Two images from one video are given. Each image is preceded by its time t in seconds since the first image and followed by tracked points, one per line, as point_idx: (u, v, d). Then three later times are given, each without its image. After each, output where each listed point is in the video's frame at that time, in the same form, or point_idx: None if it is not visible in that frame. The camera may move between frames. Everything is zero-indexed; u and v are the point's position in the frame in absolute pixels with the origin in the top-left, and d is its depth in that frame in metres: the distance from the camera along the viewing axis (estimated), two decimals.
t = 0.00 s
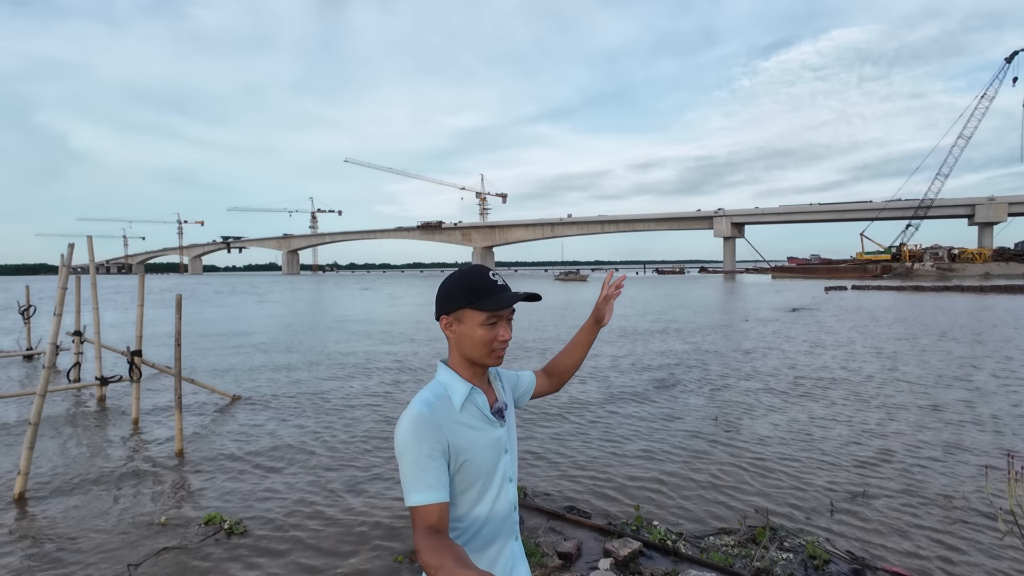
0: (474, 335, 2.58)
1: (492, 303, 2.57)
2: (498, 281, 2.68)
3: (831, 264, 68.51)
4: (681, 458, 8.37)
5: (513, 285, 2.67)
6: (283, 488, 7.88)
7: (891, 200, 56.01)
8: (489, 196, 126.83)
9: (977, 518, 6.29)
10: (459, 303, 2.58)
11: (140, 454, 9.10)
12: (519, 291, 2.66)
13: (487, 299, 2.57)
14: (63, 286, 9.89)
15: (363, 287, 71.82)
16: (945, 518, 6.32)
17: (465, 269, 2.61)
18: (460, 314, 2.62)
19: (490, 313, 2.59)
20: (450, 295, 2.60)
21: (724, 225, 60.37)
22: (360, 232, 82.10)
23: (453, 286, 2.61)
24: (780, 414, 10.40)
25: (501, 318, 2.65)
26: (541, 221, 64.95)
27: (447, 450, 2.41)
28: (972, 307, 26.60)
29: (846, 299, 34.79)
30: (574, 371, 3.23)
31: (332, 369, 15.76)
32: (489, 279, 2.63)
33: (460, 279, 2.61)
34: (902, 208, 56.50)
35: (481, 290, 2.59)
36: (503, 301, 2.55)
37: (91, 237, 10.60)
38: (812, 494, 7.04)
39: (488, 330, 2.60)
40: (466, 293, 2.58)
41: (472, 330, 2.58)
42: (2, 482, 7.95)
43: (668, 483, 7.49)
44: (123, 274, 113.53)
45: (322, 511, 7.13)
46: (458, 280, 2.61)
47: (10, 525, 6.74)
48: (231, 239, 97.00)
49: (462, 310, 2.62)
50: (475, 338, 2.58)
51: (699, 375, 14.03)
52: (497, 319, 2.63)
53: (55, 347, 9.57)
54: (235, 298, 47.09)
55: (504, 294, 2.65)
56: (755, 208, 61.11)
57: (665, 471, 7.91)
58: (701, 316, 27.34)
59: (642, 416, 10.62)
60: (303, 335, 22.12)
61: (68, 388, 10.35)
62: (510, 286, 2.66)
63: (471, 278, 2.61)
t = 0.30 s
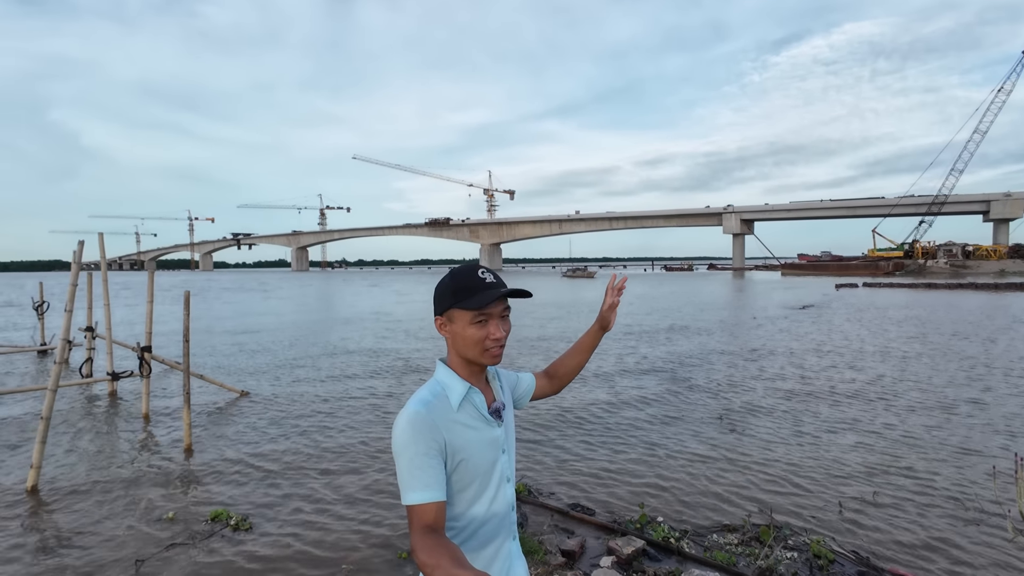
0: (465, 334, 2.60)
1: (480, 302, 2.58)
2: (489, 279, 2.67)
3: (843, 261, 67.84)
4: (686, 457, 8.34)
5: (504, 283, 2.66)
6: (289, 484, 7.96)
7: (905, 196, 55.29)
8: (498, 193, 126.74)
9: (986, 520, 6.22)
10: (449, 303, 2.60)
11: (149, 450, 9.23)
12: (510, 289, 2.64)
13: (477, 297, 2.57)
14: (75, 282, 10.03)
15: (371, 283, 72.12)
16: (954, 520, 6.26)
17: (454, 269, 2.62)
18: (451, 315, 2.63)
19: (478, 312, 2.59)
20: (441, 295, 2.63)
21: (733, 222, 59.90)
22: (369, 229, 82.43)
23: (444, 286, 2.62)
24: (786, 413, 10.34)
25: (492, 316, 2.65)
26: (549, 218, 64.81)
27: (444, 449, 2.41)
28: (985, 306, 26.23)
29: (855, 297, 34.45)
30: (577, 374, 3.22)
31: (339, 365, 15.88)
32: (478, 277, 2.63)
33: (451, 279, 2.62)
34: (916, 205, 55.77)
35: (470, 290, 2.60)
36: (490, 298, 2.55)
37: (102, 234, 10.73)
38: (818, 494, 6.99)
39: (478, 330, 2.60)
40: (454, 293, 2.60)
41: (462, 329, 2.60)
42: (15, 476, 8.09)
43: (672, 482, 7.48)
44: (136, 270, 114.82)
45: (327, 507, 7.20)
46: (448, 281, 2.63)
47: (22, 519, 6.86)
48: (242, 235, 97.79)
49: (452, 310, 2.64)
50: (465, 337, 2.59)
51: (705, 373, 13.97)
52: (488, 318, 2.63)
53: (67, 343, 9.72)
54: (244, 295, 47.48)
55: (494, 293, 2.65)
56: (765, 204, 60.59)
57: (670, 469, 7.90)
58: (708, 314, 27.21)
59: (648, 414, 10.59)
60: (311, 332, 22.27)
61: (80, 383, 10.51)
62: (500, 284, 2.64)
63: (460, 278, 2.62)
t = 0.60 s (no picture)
0: (460, 334, 2.61)
1: (473, 303, 2.58)
2: (482, 278, 2.67)
3: (854, 258, 67.12)
4: (693, 455, 8.31)
5: (498, 282, 2.65)
6: (297, 478, 8.02)
7: (918, 192, 54.56)
8: (505, 189, 126.59)
9: (998, 523, 6.16)
10: (444, 304, 2.62)
11: (160, 444, 9.33)
12: (504, 287, 2.64)
13: (470, 297, 2.58)
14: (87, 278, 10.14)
15: (379, 280, 72.37)
16: (965, 523, 6.20)
17: (447, 270, 2.64)
18: (447, 316, 2.65)
19: (470, 313, 2.60)
20: (435, 297, 2.66)
21: (743, 218, 59.48)
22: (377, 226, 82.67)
23: (438, 288, 2.64)
24: (794, 412, 10.28)
25: (486, 316, 2.65)
26: (556, 215, 64.67)
27: (447, 446, 2.41)
28: (1000, 304, 25.85)
29: (866, 294, 34.11)
30: (585, 377, 3.17)
31: (347, 361, 15.97)
32: (471, 277, 2.64)
33: (445, 280, 2.64)
34: (929, 201, 55.03)
35: (463, 290, 2.61)
36: (482, 298, 2.55)
37: (113, 231, 10.84)
38: (827, 494, 6.95)
39: (473, 329, 2.62)
40: (447, 294, 2.62)
41: (457, 329, 2.61)
42: (29, 469, 8.22)
43: (679, 480, 7.46)
44: (148, 266, 116.16)
45: (335, 503, 7.25)
46: (441, 282, 2.66)
47: (35, 512, 6.97)
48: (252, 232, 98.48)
49: (446, 311, 2.66)
50: (460, 337, 2.60)
51: (712, 371, 13.90)
52: (482, 317, 2.64)
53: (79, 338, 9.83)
54: (253, 291, 47.83)
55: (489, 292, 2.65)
56: (774, 201, 60.05)
57: (677, 467, 7.88)
58: (716, 311, 27.06)
59: (655, 412, 10.57)
60: (320, 328, 22.43)
61: (92, 378, 10.64)
62: (494, 283, 2.64)
63: (453, 278, 2.63)
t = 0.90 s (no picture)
0: (467, 333, 2.61)
1: (479, 301, 2.58)
2: (486, 277, 2.66)
3: (865, 256, 66.45)
4: (700, 455, 8.29)
5: (503, 280, 2.65)
6: (305, 473, 8.09)
7: (930, 189, 53.87)
8: (513, 185, 126.26)
9: (1009, 525, 6.10)
10: (448, 304, 2.62)
11: (171, 439, 9.44)
12: (509, 285, 2.64)
13: (474, 297, 2.57)
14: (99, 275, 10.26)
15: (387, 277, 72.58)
16: (975, 524, 6.15)
17: (451, 270, 2.64)
18: (453, 316, 2.65)
19: (477, 311, 2.59)
20: (440, 297, 2.65)
21: (752, 216, 59.06)
22: (385, 223, 82.90)
23: (443, 288, 2.64)
24: (802, 411, 10.22)
25: (493, 314, 2.65)
26: (564, 212, 64.52)
27: (455, 446, 2.39)
28: (1013, 303, 25.49)
29: (876, 293, 33.81)
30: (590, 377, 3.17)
31: (355, 358, 16.06)
32: (476, 276, 2.64)
33: (449, 281, 2.64)
34: (942, 198, 54.33)
35: (469, 289, 2.60)
36: (487, 296, 2.55)
37: (125, 228, 10.95)
38: (835, 494, 6.91)
39: (481, 328, 2.61)
40: (453, 293, 2.61)
41: (464, 328, 2.61)
42: (44, 463, 8.35)
43: (685, 479, 7.45)
44: (159, 262, 117.34)
45: (343, 498, 7.31)
46: (447, 282, 2.65)
47: (49, 505, 7.08)
48: (262, 228, 99.13)
49: (452, 311, 2.65)
50: (468, 336, 2.60)
51: (720, 369, 13.85)
52: (488, 315, 2.63)
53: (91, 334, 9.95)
54: (262, 288, 48.19)
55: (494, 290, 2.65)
56: (784, 198, 59.54)
57: (684, 466, 7.87)
58: (724, 310, 26.91)
59: (662, 410, 10.55)
60: (328, 324, 22.57)
61: (104, 373, 10.78)
62: (499, 281, 2.64)
63: (457, 278, 2.63)
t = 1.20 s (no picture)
0: (469, 328, 2.59)
1: (479, 294, 2.57)
2: (482, 271, 2.66)
3: (876, 254, 65.79)
4: (706, 454, 8.26)
5: (501, 273, 2.65)
6: (312, 469, 8.14)
7: (942, 187, 53.22)
8: (519, 182, 126.32)
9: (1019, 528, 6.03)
10: (449, 302, 2.60)
11: (179, 434, 9.52)
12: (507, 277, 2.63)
13: (473, 291, 2.56)
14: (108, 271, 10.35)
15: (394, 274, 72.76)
16: (985, 527, 6.08)
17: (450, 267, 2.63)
18: (454, 315, 2.64)
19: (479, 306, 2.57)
20: (440, 295, 2.64)
21: (760, 213, 58.63)
22: (393, 221, 83.11)
23: (442, 288, 2.64)
24: (809, 411, 10.15)
25: (495, 308, 2.62)
26: (570, 209, 64.34)
27: (459, 443, 2.33)
28: None
29: (885, 291, 33.50)
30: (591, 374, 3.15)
31: (361, 354, 16.12)
32: (475, 271, 2.63)
33: (446, 280, 2.63)
34: (954, 195, 53.65)
35: (469, 285, 2.59)
36: (485, 288, 2.54)
37: (134, 225, 11.04)
38: (842, 495, 6.86)
39: (483, 323, 2.59)
40: (453, 290, 2.60)
41: (467, 324, 2.58)
42: (54, 457, 8.44)
43: (691, 478, 7.42)
44: (169, 259, 118.30)
45: (348, 493, 7.35)
46: (446, 280, 2.65)
47: (60, 499, 7.16)
48: (270, 225, 99.68)
49: (454, 309, 2.64)
50: (470, 331, 2.57)
51: (726, 368, 13.77)
52: (489, 309, 2.61)
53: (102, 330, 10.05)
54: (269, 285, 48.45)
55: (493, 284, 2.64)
56: (793, 195, 59.05)
57: (690, 465, 7.83)
58: (731, 308, 26.75)
59: (667, 408, 10.51)
60: (335, 321, 22.67)
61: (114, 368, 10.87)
62: (498, 274, 2.63)
63: (457, 275, 2.62)
